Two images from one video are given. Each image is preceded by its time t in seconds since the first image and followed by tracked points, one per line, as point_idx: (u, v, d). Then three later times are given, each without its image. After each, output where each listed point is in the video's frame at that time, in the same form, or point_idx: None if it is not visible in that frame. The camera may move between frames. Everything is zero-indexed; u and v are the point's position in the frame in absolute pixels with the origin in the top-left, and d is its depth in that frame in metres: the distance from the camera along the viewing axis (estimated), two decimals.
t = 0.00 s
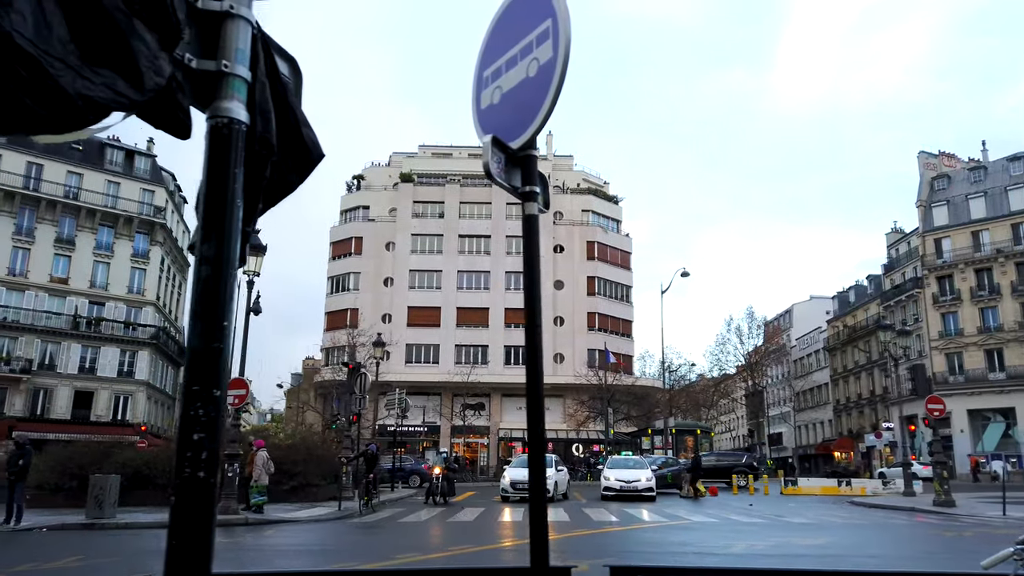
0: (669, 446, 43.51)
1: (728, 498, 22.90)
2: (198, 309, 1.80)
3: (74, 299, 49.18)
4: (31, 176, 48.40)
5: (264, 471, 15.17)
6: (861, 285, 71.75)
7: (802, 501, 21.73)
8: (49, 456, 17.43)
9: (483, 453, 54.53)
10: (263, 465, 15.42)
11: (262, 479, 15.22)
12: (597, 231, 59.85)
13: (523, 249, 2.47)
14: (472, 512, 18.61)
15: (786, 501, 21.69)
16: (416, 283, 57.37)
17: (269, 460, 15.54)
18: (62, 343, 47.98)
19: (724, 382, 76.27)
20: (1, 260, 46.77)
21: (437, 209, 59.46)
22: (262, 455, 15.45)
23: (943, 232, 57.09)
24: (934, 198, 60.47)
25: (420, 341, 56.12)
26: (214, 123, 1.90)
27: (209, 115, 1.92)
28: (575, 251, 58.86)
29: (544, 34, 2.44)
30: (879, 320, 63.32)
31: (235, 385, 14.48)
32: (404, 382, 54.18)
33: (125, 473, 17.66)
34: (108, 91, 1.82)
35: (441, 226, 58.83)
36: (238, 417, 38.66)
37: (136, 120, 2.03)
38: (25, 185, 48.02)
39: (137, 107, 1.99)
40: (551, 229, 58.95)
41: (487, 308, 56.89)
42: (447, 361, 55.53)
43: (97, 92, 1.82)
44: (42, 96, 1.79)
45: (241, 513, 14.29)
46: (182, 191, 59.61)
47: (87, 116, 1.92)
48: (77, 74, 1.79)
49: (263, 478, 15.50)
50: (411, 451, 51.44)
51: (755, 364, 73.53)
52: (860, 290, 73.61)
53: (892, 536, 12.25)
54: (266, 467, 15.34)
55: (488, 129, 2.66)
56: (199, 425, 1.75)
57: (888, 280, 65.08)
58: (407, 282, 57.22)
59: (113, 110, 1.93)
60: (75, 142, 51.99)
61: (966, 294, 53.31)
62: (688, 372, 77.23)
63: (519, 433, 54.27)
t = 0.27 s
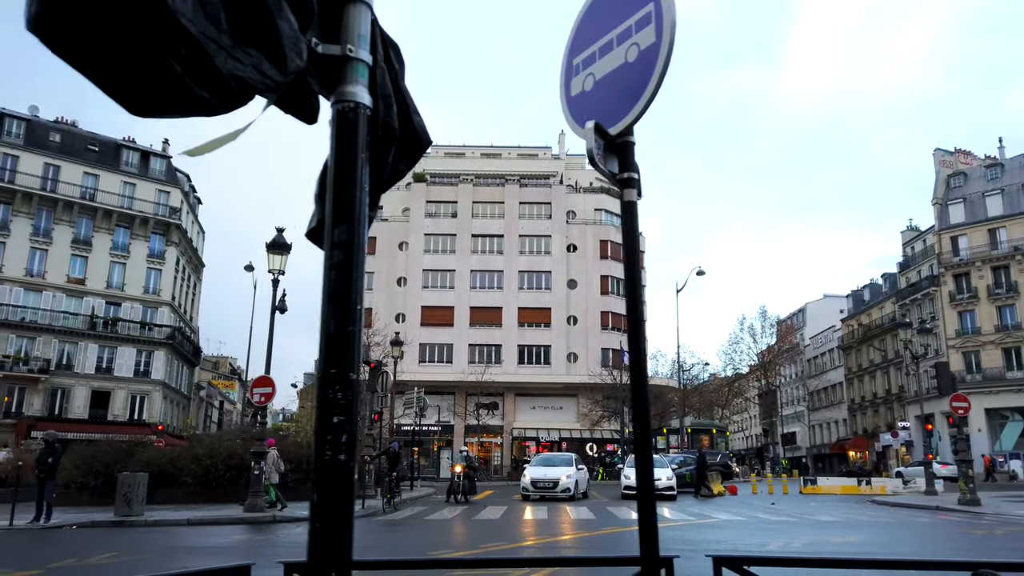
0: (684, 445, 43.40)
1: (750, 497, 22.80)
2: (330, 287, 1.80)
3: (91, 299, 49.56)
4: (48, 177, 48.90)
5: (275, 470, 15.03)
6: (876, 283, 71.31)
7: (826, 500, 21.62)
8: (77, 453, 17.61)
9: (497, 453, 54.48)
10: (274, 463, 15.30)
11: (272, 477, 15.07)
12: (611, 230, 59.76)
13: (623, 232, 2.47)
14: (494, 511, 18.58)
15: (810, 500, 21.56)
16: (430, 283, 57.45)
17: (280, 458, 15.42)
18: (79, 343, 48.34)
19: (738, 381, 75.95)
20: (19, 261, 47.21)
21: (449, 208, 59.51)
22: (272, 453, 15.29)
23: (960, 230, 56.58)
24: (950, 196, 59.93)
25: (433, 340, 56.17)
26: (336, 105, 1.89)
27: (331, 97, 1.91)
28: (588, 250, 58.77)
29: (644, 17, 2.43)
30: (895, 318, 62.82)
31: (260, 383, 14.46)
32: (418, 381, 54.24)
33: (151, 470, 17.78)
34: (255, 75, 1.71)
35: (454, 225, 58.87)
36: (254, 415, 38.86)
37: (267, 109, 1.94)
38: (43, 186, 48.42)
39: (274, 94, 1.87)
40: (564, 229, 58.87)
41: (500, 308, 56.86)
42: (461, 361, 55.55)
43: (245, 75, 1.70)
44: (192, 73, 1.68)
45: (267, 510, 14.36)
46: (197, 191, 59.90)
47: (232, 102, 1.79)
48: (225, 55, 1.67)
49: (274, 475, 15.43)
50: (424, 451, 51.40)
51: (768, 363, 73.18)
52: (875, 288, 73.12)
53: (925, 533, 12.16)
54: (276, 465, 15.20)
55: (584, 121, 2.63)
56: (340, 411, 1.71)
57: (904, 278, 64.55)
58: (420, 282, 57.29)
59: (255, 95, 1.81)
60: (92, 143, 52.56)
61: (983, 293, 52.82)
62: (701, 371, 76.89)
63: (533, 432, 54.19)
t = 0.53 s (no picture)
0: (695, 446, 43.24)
1: (766, 499, 22.71)
2: (448, 294, 1.76)
3: (102, 300, 49.75)
4: (59, 179, 49.18)
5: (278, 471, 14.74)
6: (886, 283, 71.02)
7: (843, 502, 21.51)
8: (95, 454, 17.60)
9: (506, 453, 54.35)
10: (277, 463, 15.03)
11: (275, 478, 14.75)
12: (620, 230, 59.67)
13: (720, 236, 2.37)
14: (511, 514, 18.49)
15: (827, 501, 21.47)
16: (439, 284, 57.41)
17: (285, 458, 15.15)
18: (90, 344, 48.50)
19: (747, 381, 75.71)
20: (31, 262, 47.42)
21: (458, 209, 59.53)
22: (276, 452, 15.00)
23: (971, 229, 56.25)
24: (961, 195, 59.62)
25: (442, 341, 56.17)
26: (450, 109, 1.86)
27: (446, 102, 1.88)
28: (598, 250, 58.68)
29: (740, 16, 2.36)
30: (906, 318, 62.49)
31: (280, 385, 14.50)
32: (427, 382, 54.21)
33: (169, 471, 17.76)
34: (390, 78, 1.70)
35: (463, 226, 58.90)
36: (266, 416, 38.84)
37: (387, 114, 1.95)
38: (54, 188, 48.67)
39: (397, 100, 1.87)
40: (573, 229, 58.81)
41: (509, 308, 56.81)
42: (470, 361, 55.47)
43: (383, 79, 1.69)
44: (335, 74, 1.71)
45: (288, 512, 14.26)
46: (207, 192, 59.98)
47: (369, 104, 1.80)
48: (367, 58, 1.69)
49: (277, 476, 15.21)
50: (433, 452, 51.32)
51: (777, 363, 72.93)
52: (884, 288, 72.81)
53: (952, 536, 12.07)
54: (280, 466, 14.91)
55: (675, 129, 2.54)
56: (465, 424, 1.67)
57: (914, 278, 64.23)
58: (429, 282, 57.33)
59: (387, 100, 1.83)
60: (103, 146, 52.89)
61: (995, 292, 52.44)
62: (709, 371, 76.66)
63: (543, 432, 54.09)
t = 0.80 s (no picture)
0: (703, 444, 43.11)
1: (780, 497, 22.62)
2: (575, 270, 1.70)
3: (109, 300, 49.80)
4: (66, 178, 49.24)
5: (281, 470, 14.40)
6: (892, 282, 70.84)
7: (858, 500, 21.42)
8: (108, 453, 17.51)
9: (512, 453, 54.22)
10: (280, 462, 14.70)
11: (277, 478, 14.38)
12: (626, 229, 59.57)
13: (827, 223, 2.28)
14: (525, 513, 18.42)
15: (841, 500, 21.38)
16: (444, 283, 57.33)
17: (288, 457, 14.84)
18: (97, 343, 48.52)
19: (752, 380, 75.50)
20: (38, 262, 47.42)
21: (464, 208, 59.51)
22: (279, 451, 14.69)
23: (978, 227, 56.05)
24: (968, 193, 59.42)
25: (448, 340, 56.09)
26: (570, 75, 1.79)
27: (563, 68, 1.82)
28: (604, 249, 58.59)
29: None
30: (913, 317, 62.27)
31: (297, 382, 14.48)
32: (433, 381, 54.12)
33: (183, 470, 17.71)
34: (540, 38, 1.76)
35: (469, 225, 58.86)
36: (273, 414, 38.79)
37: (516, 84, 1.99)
38: (61, 187, 48.74)
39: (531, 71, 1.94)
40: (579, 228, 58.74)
41: (515, 307, 56.73)
42: (476, 361, 55.33)
43: (532, 34, 1.75)
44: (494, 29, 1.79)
45: (306, 510, 14.22)
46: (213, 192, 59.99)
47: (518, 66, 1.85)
48: (523, 13, 1.76)
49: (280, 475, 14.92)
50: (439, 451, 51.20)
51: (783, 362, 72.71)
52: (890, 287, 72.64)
53: (976, 532, 12.01)
54: (283, 465, 14.57)
55: (774, 107, 2.45)
56: (602, 400, 1.60)
57: (921, 276, 64.01)
58: (435, 281, 57.26)
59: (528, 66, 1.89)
60: (110, 145, 52.94)
61: (1003, 290, 52.22)
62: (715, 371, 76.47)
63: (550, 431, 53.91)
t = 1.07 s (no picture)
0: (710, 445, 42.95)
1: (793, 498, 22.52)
2: (712, 283, 1.63)
3: (116, 299, 49.84)
4: (73, 178, 49.26)
5: (283, 470, 14.86)
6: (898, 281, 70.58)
7: (872, 501, 21.34)
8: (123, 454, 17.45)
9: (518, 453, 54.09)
10: (282, 463, 15.17)
11: (279, 478, 14.84)
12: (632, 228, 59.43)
13: (939, 237, 2.18)
14: (540, 514, 18.35)
15: (855, 500, 21.29)
16: (451, 282, 57.28)
17: (289, 457, 15.31)
18: (104, 343, 48.54)
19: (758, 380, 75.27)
20: (45, 261, 47.47)
21: (470, 207, 59.42)
22: (280, 452, 15.16)
23: (985, 226, 55.75)
24: (976, 192, 59.10)
25: (454, 339, 56.00)
26: (701, 81, 1.74)
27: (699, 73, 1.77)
28: (610, 249, 58.43)
29: None
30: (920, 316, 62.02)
31: (313, 383, 14.42)
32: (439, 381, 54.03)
33: (197, 470, 17.73)
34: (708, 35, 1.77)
35: (474, 224, 58.79)
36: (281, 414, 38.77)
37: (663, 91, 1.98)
38: (67, 187, 48.73)
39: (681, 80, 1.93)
40: (585, 227, 58.61)
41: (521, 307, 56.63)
42: (482, 360, 55.27)
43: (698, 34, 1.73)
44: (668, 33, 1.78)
45: (322, 511, 14.15)
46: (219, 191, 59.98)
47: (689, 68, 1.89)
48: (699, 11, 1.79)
49: (282, 475, 15.43)
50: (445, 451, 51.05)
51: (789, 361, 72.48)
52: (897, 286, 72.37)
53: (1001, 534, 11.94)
54: (284, 466, 15.06)
55: (885, 111, 2.39)
56: (753, 422, 1.53)
57: (928, 276, 63.71)
58: (441, 281, 57.18)
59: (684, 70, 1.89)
60: (116, 144, 52.92)
61: (1011, 290, 51.96)
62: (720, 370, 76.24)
63: (556, 431, 53.77)
